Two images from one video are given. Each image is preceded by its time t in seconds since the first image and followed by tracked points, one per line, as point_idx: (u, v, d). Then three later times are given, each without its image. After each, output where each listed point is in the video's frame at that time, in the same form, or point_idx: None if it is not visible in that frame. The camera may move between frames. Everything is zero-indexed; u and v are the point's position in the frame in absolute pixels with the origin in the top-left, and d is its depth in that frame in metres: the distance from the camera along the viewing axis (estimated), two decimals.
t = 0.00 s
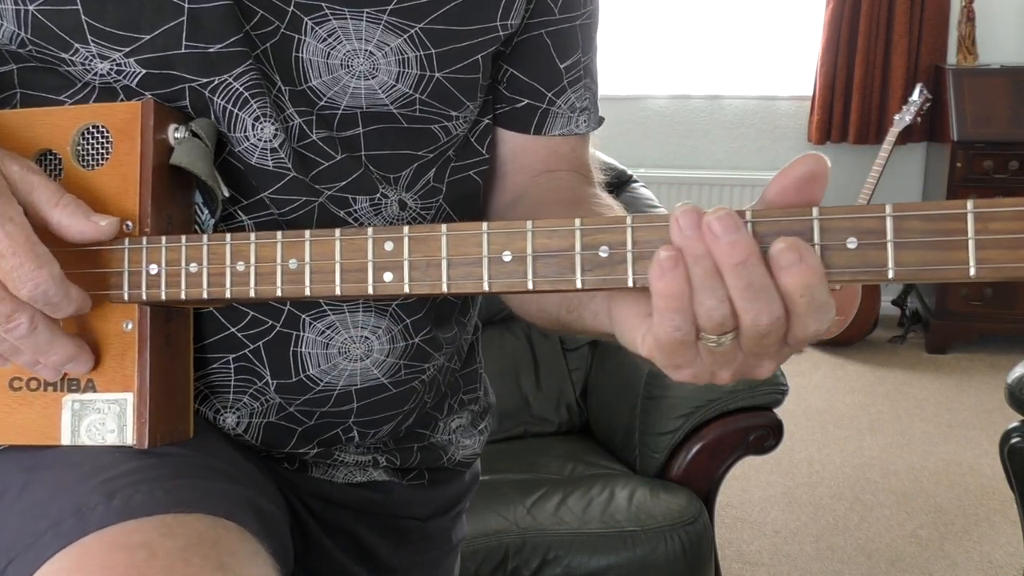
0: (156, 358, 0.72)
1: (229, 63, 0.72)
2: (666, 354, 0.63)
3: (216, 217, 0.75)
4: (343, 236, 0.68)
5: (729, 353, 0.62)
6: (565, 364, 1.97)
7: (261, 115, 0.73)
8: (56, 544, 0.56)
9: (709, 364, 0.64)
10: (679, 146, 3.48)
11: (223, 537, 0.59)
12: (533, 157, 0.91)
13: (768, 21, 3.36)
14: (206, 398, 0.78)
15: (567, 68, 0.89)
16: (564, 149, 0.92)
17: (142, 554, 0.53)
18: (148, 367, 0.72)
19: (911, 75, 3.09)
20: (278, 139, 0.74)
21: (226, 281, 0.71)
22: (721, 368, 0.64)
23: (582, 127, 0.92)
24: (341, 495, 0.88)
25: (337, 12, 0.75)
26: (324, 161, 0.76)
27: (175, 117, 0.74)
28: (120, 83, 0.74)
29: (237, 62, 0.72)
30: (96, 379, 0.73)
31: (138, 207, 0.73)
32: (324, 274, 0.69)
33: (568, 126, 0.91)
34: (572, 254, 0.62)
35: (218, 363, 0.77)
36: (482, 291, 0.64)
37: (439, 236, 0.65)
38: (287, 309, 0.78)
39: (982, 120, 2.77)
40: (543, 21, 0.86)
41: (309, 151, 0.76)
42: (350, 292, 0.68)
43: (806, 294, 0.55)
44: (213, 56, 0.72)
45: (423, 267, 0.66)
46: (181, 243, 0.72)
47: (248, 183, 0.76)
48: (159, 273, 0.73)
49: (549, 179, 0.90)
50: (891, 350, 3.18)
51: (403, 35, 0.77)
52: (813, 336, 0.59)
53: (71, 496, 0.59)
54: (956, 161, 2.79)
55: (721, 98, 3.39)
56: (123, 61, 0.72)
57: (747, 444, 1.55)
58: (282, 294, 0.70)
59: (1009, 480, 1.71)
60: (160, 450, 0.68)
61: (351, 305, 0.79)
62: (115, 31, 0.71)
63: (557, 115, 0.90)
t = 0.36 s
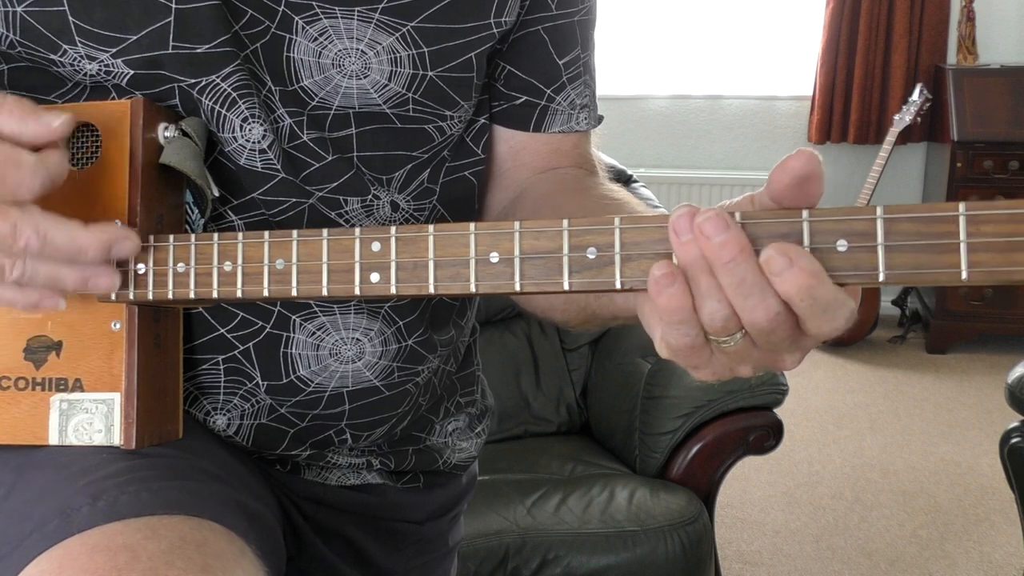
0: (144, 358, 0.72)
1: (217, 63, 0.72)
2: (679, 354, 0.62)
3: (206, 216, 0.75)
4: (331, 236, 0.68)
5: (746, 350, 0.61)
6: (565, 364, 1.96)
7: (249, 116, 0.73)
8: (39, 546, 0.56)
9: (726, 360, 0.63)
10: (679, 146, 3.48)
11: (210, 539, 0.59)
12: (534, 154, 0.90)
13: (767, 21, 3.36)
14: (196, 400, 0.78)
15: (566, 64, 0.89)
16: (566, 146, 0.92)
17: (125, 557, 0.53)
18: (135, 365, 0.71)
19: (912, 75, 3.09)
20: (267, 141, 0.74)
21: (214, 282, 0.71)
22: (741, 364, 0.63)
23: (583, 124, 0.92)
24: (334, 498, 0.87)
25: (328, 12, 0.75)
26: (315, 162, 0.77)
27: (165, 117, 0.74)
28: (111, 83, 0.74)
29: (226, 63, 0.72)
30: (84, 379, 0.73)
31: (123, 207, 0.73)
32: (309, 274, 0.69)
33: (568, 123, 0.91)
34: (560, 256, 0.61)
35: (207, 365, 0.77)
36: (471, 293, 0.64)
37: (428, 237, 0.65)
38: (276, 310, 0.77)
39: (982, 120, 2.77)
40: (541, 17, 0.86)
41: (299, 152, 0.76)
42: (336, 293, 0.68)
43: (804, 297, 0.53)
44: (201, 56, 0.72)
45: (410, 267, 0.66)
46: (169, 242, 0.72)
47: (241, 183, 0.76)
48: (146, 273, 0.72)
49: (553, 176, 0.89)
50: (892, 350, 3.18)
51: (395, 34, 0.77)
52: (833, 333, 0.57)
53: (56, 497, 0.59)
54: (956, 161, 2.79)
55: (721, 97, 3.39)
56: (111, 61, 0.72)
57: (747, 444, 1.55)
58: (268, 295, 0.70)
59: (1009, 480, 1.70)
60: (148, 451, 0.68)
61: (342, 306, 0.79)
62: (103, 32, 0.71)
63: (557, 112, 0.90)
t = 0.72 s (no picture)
0: (136, 357, 0.72)
1: (208, 63, 0.72)
2: (670, 355, 0.62)
3: (199, 215, 0.75)
4: (322, 234, 0.68)
5: (738, 348, 0.61)
6: (565, 364, 1.96)
7: (242, 116, 0.73)
8: (28, 546, 0.56)
9: (719, 360, 0.63)
10: (679, 146, 3.48)
11: (200, 539, 0.59)
12: (535, 151, 0.90)
13: (767, 21, 3.36)
14: (190, 401, 0.78)
15: (566, 61, 0.88)
16: (568, 143, 0.91)
17: (113, 558, 0.53)
18: (127, 366, 0.71)
19: (912, 75, 3.09)
20: (261, 140, 0.74)
21: (205, 281, 0.70)
22: (733, 364, 0.63)
23: (583, 121, 0.91)
24: (330, 499, 0.87)
25: (322, 10, 0.75)
26: (309, 162, 0.77)
27: (161, 118, 0.74)
28: (104, 82, 0.74)
29: (218, 63, 0.72)
30: (76, 379, 0.73)
31: (118, 207, 0.73)
32: (302, 275, 0.68)
33: (568, 120, 0.90)
34: (550, 254, 0.61)
35: (200, 365, 0.77)
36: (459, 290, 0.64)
37: (417, 234, 0.65)
38: (270, 310, 0.77)
39: (983, 120, 2.77)
40: (539, 14, 0.86)
41: (293, 153, 0.76)
42: (327, 291, 0.68)
43: (791, 291, 0.53)
44: (192, 57, 0.72)
45: (402, 266, 0.65)
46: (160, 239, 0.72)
47: (236, 183, 0.76)
48: (139, 271, 0.72)
49: (555, 174, 0.89)
50: (891, 350, 3.18)
51: (390, 32, 0.77)
52: (825, 329, 0.57)
53: (46, 497, 0.59)
54: (956, 162, 2.79)
55: (721, 97, 3.39)
56: (106, 61, 0.72)
57: (747, 444, 1.55)
58: (260, 293, 0.70)
59: (1009, 480, 1.70)
60: (140, 450, 0.68)
61: (337, 307, 0.79)
62: (94, 33, 0.71)
63: (558, 109, 0.89)
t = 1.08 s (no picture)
0: (133, 356, 0.72)
1: (207, 64, 0.72)
2: (664, 351, 0.62)
3: (195, 217, 0.75)
4: (315, 233, 0.68)
5: (731, 342, 0.60)
6: (565, 364, 1.96)
7: (237, 118, 0.73)
8: (24, 543, 0.56)
9: (713, 356, 0.63)
10: (679, 146, 3.48)
11: (196, 535, 0.59)
12: (536, 154, 0.90)
13: (767, 21, 3.36)
14: (188, 401, 0.78)
15: (567, 65, 0.88)
16: (569, 146, 0.91)
17: (107, 556, 0.53)
18: (124, 365, 0.71)
19: (912, 75, 3.09)
20: (258, 141, 0.74)
21: (201, 280, 0.71)
22: (728, 358, 0.63)
23: (584, 124, 0.91)
24: (329, 498, 0.87)
25: (323, 12, 0.75)
26: (307, 163, 0.77)
27: (155, 118, 0.74)
28: (101, 84, 0.74)
29: (215, 64, 0.72)
30: (73, 379, 0.72)
31: (116, 207, 0.73)
32: (296, 272, 0.68)
33: (569, 123, 0.90)
34: (541, 250, 0.61)
35: (198, 366, 0.77)
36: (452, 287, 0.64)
37: (410, 232, 0.65)
38: (267, 311, 0.77)
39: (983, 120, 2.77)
40: (540, 18, 0.86)
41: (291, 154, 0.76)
42: (321, 290, 0.68)
43: (782, 286, 0.53)
44: (191, 57, 0.72)
45: (394, 263, 0.65)
46: (157, 239, 0.72)
47: (235, 184, 0.76)
48: (134, 272, 0.72)
49: (554, 174, 0.89)
50: (891, 350, 3.18)
51: (390, 34, 0.77)
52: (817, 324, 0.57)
53: (43, 495, 0.60)
54: (956, 162, 2.79)
55: (721, 97, 3.39)
56: (104, 62, 0.72)
57: (747, 444, 1.55)
58: (254, 292, 0.69)
59: (1009, 480, 1.70)
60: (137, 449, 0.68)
61: (334, 308, 0.79)
62: (92, 33, 0.71)
63: (559, 113, 0.90)
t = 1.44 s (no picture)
0: (134, 355, 0.72)
1: (207, 64, 0.72)
2: (665, 355, 0.62)
3: (196, 216, 0.75)
4: (319, 235, 0.69)
5: (732, 349, 0.61)
6: (565, 364, 1.97)
7: (239, 117, 0.73)
8: (25, 541, 0.56)
9: (713, 361, 0.63)
10: (679, 146, 3.49)
11: (195, 535, 0.59)
12: (536, 155, 0.90)
13: (767, 21, 3.36)
14: (188, 400, 0.78)
15: (567, 66, 0.89)
16: (569, 146, 0.91)
17: (107, 555, 0.54)
18: (125, 363, 0.71)
19: (912, 75, 3.09)
20: (258, 141, 0.74)
21: (203, 282, 0.70)
22: (728, 364, 0.63)
23: (584, 124, 0.91)
24: (329, 498, 0.87)
25: (321, 12, 0.75)
26: (306, 163, 0.77)
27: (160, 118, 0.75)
28: (105, 83, 0.74)
29: (215, 64, 0.72)
30: (75, 378, 0.73)
31: (118, 207, 0.73)
32: (300, 274, 0.69)
33: (569, 123, 0.90)
34: (544, 255, 0.62)
35: (198, 365, 0.77)
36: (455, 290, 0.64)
37: (415, 236, 0.65)
38: (267, 311, 0.78)
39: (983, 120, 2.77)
40: (539, 18, 0.86)
41: (291, 153, 0.77)
42: (324, 293, 0.68)
43: (784, 293, 0.54)
44: (191, 57, 0.72)
45: (398, 269, 0.66)
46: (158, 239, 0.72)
47: (235, 185, 0.76)
48: (137, 272, 0.72)
49: (555, 176, 0.89)
50: (892, 350, 3.18)
51: (389, 34, 0.77)
52: (817, 331, 0.57)
53: (43, 493, 0.60)
54: (956, 162, 2.79)
55: (721, 97, 3.39)
56: (105, 62, 0.73)
57: (747, 444, 1.55)
58: (256, 294, 0.70)
59: (1009, 480, 1.71)
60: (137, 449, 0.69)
61: (334, 308, 0.80)
62: (94, 34, 0.71)
63: (559, 113, 0.90)
